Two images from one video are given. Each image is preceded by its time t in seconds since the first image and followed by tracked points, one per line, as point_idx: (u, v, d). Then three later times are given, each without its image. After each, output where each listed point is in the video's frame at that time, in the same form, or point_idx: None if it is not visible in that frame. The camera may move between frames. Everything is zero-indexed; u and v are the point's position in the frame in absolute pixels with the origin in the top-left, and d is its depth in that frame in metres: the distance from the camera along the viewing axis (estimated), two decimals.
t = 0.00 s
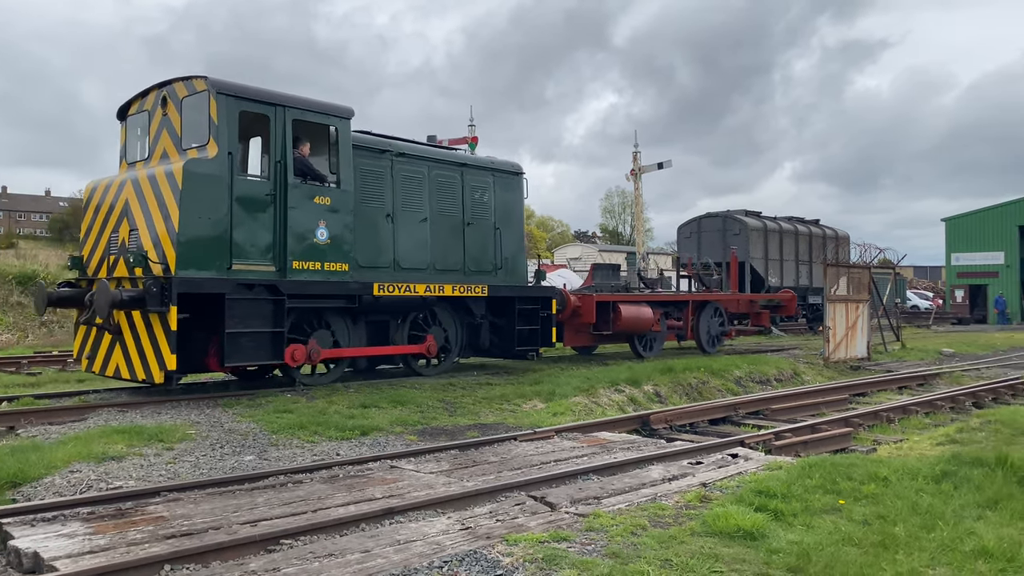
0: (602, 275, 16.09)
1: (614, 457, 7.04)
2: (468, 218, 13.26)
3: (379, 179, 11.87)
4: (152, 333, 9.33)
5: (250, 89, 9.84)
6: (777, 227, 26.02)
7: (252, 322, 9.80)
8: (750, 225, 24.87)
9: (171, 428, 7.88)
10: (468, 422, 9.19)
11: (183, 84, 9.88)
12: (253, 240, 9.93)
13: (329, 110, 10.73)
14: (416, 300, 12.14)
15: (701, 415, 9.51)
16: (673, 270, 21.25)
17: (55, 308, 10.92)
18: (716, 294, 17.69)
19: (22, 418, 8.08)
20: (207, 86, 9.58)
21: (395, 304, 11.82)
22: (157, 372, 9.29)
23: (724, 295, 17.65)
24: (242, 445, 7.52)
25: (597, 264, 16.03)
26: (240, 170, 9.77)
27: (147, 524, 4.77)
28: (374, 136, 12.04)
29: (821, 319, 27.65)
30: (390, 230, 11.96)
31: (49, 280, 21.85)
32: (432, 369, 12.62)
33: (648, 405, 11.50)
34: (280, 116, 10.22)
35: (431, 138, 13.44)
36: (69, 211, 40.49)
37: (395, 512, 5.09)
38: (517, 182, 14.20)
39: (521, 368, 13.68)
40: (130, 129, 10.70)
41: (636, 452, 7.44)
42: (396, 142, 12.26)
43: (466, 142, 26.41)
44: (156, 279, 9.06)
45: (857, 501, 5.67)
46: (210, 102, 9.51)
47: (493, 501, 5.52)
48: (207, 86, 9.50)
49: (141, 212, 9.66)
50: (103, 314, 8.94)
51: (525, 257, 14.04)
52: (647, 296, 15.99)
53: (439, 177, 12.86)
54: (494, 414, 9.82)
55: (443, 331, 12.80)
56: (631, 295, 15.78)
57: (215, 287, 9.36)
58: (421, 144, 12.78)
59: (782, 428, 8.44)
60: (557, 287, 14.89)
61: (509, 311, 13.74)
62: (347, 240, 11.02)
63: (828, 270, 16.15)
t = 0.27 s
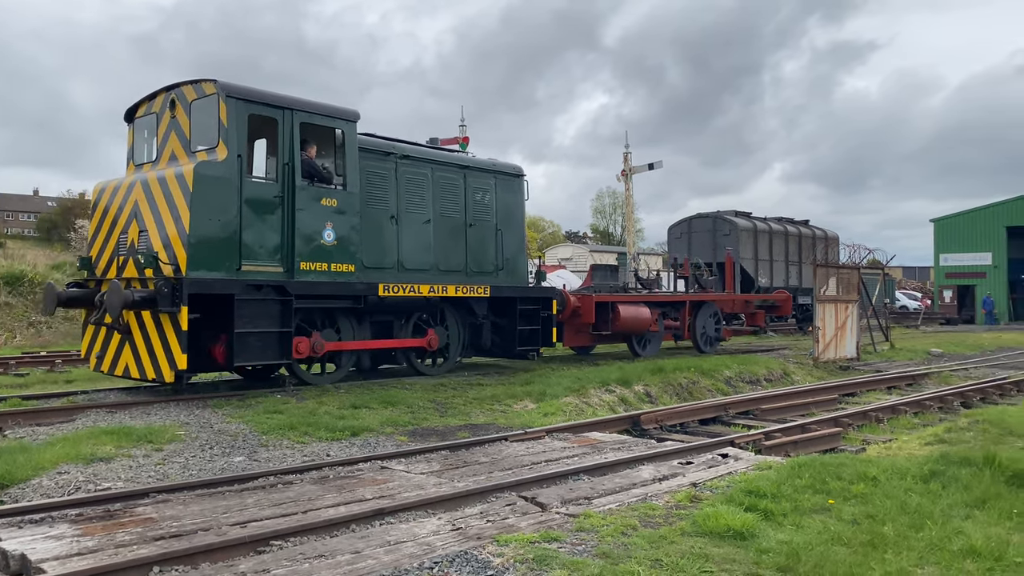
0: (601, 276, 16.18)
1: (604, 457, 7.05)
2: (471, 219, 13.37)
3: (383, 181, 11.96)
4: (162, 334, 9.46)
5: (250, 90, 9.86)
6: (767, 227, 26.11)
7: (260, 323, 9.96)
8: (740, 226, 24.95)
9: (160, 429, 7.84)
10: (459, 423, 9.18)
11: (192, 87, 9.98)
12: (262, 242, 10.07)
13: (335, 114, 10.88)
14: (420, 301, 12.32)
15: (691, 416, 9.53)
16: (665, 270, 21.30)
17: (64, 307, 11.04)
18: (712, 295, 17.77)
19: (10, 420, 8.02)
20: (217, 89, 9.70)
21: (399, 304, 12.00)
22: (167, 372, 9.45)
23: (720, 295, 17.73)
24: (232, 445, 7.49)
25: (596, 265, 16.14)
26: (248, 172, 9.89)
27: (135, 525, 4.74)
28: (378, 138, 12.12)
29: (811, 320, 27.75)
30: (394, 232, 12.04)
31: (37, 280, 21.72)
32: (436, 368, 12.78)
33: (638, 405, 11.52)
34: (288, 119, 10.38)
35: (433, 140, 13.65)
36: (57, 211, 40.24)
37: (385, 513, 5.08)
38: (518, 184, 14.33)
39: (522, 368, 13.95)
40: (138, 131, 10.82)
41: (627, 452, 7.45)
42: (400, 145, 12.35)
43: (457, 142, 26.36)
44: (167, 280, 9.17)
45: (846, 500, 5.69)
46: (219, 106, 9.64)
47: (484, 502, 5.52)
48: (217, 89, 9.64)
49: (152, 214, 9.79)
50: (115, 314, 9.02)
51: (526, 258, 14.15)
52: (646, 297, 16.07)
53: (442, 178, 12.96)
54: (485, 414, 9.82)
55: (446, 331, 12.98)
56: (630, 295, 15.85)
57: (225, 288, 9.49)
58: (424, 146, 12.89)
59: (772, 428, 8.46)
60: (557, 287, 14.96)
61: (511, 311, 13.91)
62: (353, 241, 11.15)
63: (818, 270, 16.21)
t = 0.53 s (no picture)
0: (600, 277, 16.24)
1: (594, 457, 7.07)
2: (472, 221, 13.41)
3: (386, 183, 11.99)
4: (171, 334, 9.53)
5: (252, 93, 9.90)
6: (756, 228, 26.19)
7: (267, 323, 10.03)
8: (730, 226, 25.01)
9: (149, 430, 7.80)
10: (450, 424, 9.18)
11: (199, 90, 10.06)
12: (268, 243, 10.15)
13: (338, 117, 10.97)
14: (422, 301, 12.45)
15: (681, 416, 9.55)
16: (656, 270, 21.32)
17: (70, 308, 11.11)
18: (708, 296, 17.84)
19: None
20: (224, 92, 9.78)
21: (401, 304, 12.15)
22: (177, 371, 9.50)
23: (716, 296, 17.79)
24: (221, 447, 7.46)
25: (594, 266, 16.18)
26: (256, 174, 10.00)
27: (123, 527, 4.71)
28: (381, 141, 12.16)
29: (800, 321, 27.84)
30: (397, 233, 12.08)
31: (23, 280, 21.57)
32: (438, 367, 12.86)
33: (628, 406, 11.54)
34: (294, 123, 10.49)
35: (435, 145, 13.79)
36: (43, 210, 39.97)
37: (375, 515, 5.07)
38: (519, 186, 14.36)
39: (521, 368, 14.10)
40: (143, 133, 10.88)
41: (618, 452, 7.47)
42: (403, 147, 12.39)
43: (447, 143, 26.29)
44: (175, 281, 9.23)
45: (835, 500, 5.72)
46: (227, 109, 9.74)
47: (475, 503, 5.51)
48: (224, 93, 9.73)
49: (159, 215, 9.85)
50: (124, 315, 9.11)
51: (526, 259, 14.19)
52: (644, 298, 16.13)
53: (444, 181, 13.00)
54: (476, 415, 9.81)
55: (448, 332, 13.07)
56: (627, 296, 15.92)
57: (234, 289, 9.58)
58: (426, 148, 12.93)
59: (761, 428, 8.49)
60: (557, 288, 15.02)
61: (511, 312, 13.97)
62: (356, 243, 11.24)
63: (807, 271, 16.28)
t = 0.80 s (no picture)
0: (597, 279, 16.26)
1: (584, 459, 7.08)
2: (472, 224, 13.42)
3: (387, 186, 12.03)
4: (179, 335, 9.61)
5: (258, 97, 9.89)
6: (745, 230, 26.26)
7: (272, 324, 10.02)
8: (719, 228, 25.08)
9: (136, 433, 7.76)
10: (440, 426, 9.16)
11: (205, 94, 10.10)
12: (274, 246, 10.16)
13: (343, 121, 10.96)
14: (423, 302, 12.49)
15: (670, 417, 9.57)
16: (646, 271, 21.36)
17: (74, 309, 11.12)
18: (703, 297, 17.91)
19: None
20: (230, 96, 9.81)
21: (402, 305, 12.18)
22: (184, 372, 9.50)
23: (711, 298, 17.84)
24: (209, 449, 7.43)
25: (591, 268, 16.19)
26: (263, 178, 10.02)
27: (110, 530, 4.69)
28: (382, 144, 12.19)
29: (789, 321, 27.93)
30: (399, 236, 12.10)
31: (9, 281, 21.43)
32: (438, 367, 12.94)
33: (619, 407, 11.55)
34: (300, 127, 10.48)
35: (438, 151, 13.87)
36: (30, 211, 39.73)
37: (364, 517, 5.05)
38: (518, 189, 14.38)
39: (521, 369, 14.18)
40: (148, 137, 10.91)
41: (607, 453, 7.49)
42: (403, 151, 12.44)
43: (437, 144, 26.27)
44: (183, 283, 9.28)
45: (824, 501, 5.74)
46: (233, 114, 9.75)
47: (464, 505, 5.50)
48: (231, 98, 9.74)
49: (165, 218, 9.87)
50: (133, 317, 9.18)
51: (525, 261, 14.20)
52: (641, 299, 16.19)
53: (444, 184, 13.03)
54: (466, 416, 9.81)
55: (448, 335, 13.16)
56: (624, 297, 15.96)
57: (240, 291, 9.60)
58: (426, 152, 12.96)
59: (750, 429, 8.52)
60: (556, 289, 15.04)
61: (511, 313, 13.96)
62: (360, 245, 11.23)
63: (796, 273, 16.36)
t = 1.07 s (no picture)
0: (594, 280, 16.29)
1: (574, 460, 7.09)
2: (472, 226, 13.43)
3: (389, 189, 12.03)
4: (185, 337, 9.58)
5: (261, 101, 9.91)
6: (734, 231, 26.33)
7: (276, 326, 10.04)
8: (709, 229, 25.14)
9: (125, 435, 7.72)
10: (430, 427, 9.14)
11: (211, 98, 10.07)
12: (279, 248, 10.15)
13: (345, 125, 10.98)
14: (425, 303, 12.51)
15: (661, 418, 9.59)
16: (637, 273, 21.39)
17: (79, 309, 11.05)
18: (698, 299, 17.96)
19: None
20: (236, 100, 9.80)
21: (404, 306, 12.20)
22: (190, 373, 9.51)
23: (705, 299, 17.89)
24: (198, 451, 7.40)
25: (590, 269, 16.22)
26: (268, 181, 10.02)
27: (98, 533, 4.66)
28: (383, 147, 12.20)
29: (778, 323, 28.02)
30: (400, 238, 12.10)
31: None
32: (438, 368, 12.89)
33: (609, 408, 11.57)
34: (303, 131, 10.50)
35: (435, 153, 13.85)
36: (18, 212, 39.50)
37: (355, 519, 5.04)
38: (518, 192, 14.40)
39: (519, 370, 14.18)
40: (153, 140, 10.88)
41: (598, 455, 7.50)
42: (405, 154, 12.44)
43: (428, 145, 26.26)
44: (190, 284, 9.26)
45: (813, 502, 5.75)
46: (239, 118, 9.76)
47: (454, 507, 5.50)
48: (236, 102, 9.75)
49: (172, 220, 9.84)
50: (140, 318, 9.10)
51: (524, 264, 14.21)
52: (638, 300, 16.22)
53: (445, 187, 13.03)
54: (456, 418, 9.80)
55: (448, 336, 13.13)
56: (621, 299, 16.00)
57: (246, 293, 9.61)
58: (427, 155, 12.96)
59: (740, 430, 8.54)
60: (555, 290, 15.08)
61: (510, 314, 13.95)
62: (363, 247, 11.22)
63: (785, 274, 16.45)
